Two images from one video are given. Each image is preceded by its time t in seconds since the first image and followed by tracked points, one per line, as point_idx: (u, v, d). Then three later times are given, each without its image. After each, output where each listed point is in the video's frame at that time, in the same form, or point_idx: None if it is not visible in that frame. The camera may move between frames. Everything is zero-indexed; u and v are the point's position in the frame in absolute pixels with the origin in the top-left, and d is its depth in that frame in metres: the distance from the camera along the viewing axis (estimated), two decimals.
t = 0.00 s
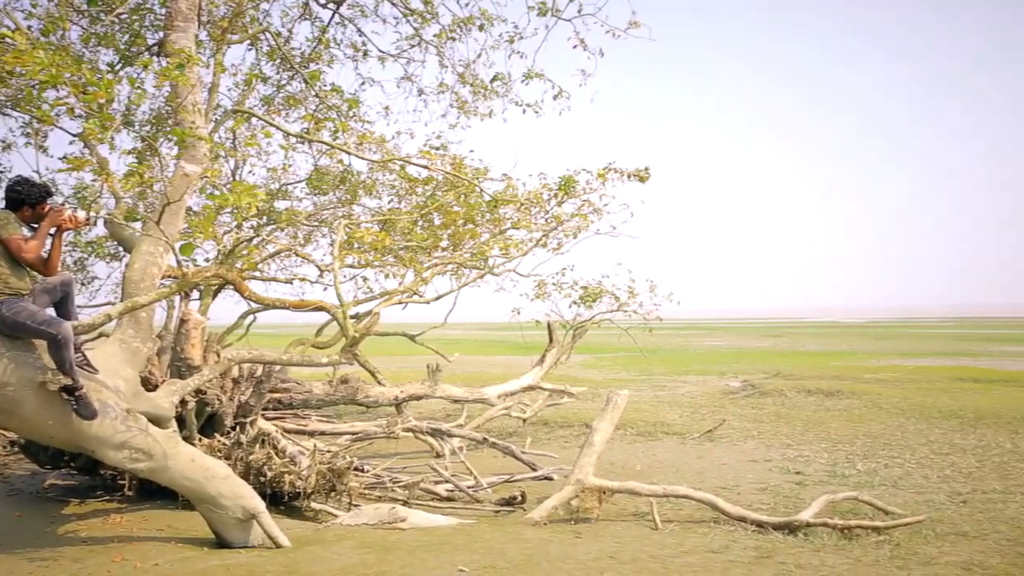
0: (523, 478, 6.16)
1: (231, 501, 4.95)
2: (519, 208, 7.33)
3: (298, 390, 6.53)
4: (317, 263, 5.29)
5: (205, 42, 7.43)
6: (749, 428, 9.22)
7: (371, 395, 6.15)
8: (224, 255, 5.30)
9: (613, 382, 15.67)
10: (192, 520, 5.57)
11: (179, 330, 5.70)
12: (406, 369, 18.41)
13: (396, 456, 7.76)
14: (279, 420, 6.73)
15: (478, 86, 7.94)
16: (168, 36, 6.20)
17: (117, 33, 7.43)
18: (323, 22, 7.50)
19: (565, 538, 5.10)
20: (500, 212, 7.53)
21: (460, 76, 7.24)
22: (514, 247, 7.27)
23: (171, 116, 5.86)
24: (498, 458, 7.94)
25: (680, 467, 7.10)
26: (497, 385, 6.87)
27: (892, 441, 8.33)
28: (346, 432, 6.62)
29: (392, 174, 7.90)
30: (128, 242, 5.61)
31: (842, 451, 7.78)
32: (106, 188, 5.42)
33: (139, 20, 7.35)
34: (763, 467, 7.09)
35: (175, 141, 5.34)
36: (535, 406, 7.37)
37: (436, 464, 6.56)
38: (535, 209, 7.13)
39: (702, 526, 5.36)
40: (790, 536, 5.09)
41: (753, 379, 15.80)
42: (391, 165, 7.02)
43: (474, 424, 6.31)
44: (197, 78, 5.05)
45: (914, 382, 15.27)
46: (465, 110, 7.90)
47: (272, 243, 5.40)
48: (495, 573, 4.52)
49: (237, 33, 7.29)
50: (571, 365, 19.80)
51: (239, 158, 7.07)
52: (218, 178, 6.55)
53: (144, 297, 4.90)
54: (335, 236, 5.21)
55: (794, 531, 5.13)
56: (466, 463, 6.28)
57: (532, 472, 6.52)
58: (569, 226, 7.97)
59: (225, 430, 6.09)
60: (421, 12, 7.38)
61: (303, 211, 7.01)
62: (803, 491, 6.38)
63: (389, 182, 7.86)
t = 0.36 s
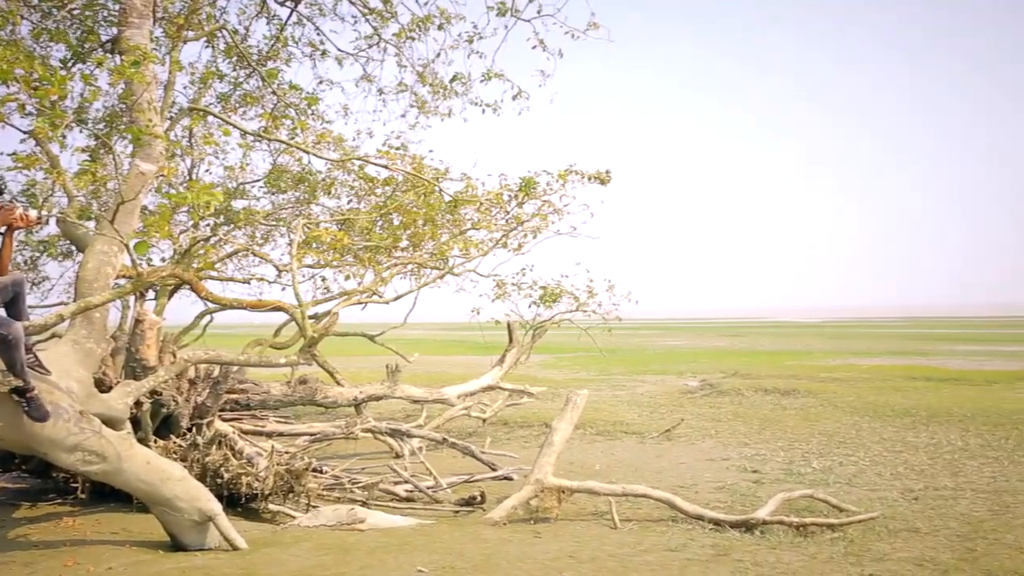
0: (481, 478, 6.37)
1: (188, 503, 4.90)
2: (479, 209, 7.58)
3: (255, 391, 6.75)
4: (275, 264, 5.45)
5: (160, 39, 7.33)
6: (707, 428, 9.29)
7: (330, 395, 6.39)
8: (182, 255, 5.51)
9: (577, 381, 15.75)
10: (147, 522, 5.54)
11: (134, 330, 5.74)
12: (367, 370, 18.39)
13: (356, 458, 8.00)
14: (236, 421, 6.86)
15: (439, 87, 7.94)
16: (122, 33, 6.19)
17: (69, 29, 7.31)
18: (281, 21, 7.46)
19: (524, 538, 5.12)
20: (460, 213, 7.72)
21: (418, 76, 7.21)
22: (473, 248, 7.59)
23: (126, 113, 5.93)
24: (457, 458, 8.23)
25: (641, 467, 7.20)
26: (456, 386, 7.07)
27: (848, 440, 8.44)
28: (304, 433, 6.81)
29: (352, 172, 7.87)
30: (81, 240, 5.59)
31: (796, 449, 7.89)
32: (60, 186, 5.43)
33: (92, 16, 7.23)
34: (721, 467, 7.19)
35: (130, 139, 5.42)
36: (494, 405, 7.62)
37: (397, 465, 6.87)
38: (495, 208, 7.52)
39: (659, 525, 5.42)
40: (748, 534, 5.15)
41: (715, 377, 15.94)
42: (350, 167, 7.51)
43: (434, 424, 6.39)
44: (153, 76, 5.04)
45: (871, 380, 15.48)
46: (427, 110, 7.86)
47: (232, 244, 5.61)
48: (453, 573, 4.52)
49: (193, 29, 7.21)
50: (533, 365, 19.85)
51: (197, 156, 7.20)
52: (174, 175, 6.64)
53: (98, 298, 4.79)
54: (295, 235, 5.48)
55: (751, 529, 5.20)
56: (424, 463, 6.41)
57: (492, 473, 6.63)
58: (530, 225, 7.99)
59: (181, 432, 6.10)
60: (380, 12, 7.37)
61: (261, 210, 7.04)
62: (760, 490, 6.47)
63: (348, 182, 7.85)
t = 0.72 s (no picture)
0: (442, 477, 6.35)
1: (144, 506, 4.85)
2: (439, 208, 7.61)
3: (214, 392, 6.71)
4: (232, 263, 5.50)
5: (116, 35, 7.23)
6: (667, 427, 9.35)
7: (289, 396, 6.21)
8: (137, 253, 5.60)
9: (541, 381, 15.80)
10: (102, 525, 5.48)
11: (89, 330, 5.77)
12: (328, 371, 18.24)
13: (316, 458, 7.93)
14: (194, 422, 6.85)
15: (400, 85, 7.93)
16: (77, 29, 6.17)
17: (22, 24, 7.19)
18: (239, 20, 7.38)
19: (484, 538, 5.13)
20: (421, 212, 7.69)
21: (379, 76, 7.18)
22: (434, 247, 7.57)
23: (79, 110, 5.92)
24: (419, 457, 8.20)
25: (601, 466, 7.25)
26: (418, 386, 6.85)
27: (804, 438, 8.54)
28: (262, 434, 6.78)
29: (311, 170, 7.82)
30: (35, 239, 5.48)
31: (753, 447, 7.97)
32: (13, 182, 5.34)
33: (45, 11, 7.11)
34: (680, 465, 7.25)
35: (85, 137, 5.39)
36: (457, 406, 7.51)
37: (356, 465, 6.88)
38: (456, 208, 7.50)
39: (619, 524, 5.46)
40: (706, 533, 5.20)
41: (677, 376, 16.09)
42: (309, 166, 7.48)
43: (394, 425, 6.30)
44: (108, 72, 4.98)
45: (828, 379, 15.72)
46: (386, 108, 7.82)
47: (186, 242, 5.77)
48: (414, 574, 4.50)
49: (150, 26, 7.14)
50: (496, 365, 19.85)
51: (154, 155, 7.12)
52: (131, 172, 6.58)
53: (52, 297, 4.75)
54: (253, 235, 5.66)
55: (710, 527, 5.25)
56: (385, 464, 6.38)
57: (453, 472, 6.64)
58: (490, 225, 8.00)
59: (137, 433, 6.17)
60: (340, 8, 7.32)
61: (220, 209, 6.93)
62: (717, 489, 6.51)
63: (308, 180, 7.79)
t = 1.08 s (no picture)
0: (397, 478, 6.46)
1: (92, 509, 4.77)
2: (395, 208, 7.48)
3: (164, 393, 6.68)
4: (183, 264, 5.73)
5: (65, 31, 7.15)
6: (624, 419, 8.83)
7: (241, 397, 6.21)
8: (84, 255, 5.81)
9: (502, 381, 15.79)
10: (51, 531, 5.38)
11: (36, 332, 5.90)
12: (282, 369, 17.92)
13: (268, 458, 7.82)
14: (144, 424, 6.90)
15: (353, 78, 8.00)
16: (24, 25, 6.12)
17: None
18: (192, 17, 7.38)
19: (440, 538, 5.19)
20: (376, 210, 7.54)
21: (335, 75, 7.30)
22: (389, 246, 7.45)
23: (27, 107, 5.88)
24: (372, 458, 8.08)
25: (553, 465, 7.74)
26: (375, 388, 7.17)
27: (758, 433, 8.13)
28: (214, 437, 6.87)
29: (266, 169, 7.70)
30: None
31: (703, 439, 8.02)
32: None
33: None
34: (635, 465, 7.56)
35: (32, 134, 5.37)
36: (412, 406, 7.80)
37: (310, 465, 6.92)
38: (411, 207, 7.40)
39: (575, 523, 5.55)
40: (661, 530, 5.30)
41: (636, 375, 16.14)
42: (263, 164, 7.24)
43: (348, 425, 6.44)
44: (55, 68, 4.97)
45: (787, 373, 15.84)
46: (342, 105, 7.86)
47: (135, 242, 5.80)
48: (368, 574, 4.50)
49: (99, 22, 7.06)
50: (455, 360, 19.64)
51: (104, 153, 6.88)
52: (80, 171, 6.53)
53: None
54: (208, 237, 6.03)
55: (664, 526, 5.34)
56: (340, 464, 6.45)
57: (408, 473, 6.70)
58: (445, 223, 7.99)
59: (85, 435, 6.29)
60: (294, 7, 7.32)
61: (172, 208, 6.87)
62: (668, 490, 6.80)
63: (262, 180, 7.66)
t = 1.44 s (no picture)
0: (352, 481, 6.93)
1: (41, 514, 5.43)
2: (354, 207, 6.98)
3: (118, 395, 6.65)
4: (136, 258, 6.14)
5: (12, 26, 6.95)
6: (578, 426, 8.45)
7: (197, 398, 6.60)
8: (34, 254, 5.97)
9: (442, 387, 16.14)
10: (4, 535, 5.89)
11: None
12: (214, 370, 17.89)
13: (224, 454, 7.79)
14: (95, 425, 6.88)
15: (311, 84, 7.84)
16: None
17: None
18: (146, 14, 7.19)
19: (403, 539, 6.27)
20: (334, 209, 7.12)
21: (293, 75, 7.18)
22: (347, 247, 7.04)
23: None
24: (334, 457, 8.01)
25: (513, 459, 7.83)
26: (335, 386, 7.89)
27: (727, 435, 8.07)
28: (168, 437, 7.01)
29: (223, 169, 7.21)
30: None
31: (660, 437, 7.94)
32: None
33: None
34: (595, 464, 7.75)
35: None
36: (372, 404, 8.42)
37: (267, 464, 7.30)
38: (370, 207, 6.98)
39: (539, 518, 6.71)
40: (618, 529, 6.61)
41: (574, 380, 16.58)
42: (220, 162, 7.07)
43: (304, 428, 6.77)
44: None
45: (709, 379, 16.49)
46: (297, 105, 7.69)
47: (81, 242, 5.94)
48: None
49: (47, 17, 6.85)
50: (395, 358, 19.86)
51: (55, 151, 6.69)
52: (28, 170, 6.42)
53: None
54: (163, 237, 6.32)
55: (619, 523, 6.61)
56: (297, 467, 6.98)
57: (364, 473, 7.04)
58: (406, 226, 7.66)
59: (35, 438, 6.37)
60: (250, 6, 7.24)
61: (122, 207, 6.67)
62: (629, 487, 7.55)
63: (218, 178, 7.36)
